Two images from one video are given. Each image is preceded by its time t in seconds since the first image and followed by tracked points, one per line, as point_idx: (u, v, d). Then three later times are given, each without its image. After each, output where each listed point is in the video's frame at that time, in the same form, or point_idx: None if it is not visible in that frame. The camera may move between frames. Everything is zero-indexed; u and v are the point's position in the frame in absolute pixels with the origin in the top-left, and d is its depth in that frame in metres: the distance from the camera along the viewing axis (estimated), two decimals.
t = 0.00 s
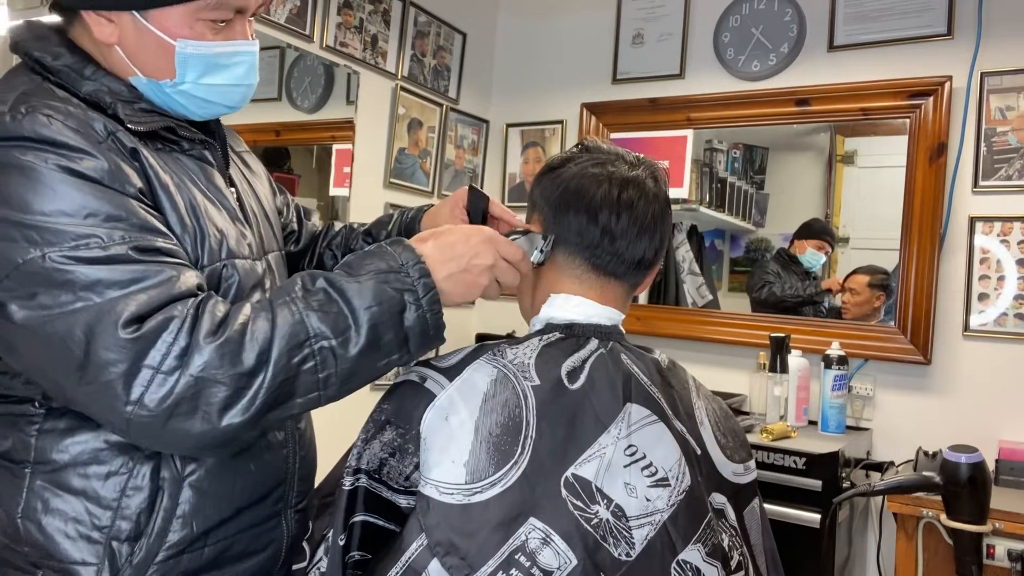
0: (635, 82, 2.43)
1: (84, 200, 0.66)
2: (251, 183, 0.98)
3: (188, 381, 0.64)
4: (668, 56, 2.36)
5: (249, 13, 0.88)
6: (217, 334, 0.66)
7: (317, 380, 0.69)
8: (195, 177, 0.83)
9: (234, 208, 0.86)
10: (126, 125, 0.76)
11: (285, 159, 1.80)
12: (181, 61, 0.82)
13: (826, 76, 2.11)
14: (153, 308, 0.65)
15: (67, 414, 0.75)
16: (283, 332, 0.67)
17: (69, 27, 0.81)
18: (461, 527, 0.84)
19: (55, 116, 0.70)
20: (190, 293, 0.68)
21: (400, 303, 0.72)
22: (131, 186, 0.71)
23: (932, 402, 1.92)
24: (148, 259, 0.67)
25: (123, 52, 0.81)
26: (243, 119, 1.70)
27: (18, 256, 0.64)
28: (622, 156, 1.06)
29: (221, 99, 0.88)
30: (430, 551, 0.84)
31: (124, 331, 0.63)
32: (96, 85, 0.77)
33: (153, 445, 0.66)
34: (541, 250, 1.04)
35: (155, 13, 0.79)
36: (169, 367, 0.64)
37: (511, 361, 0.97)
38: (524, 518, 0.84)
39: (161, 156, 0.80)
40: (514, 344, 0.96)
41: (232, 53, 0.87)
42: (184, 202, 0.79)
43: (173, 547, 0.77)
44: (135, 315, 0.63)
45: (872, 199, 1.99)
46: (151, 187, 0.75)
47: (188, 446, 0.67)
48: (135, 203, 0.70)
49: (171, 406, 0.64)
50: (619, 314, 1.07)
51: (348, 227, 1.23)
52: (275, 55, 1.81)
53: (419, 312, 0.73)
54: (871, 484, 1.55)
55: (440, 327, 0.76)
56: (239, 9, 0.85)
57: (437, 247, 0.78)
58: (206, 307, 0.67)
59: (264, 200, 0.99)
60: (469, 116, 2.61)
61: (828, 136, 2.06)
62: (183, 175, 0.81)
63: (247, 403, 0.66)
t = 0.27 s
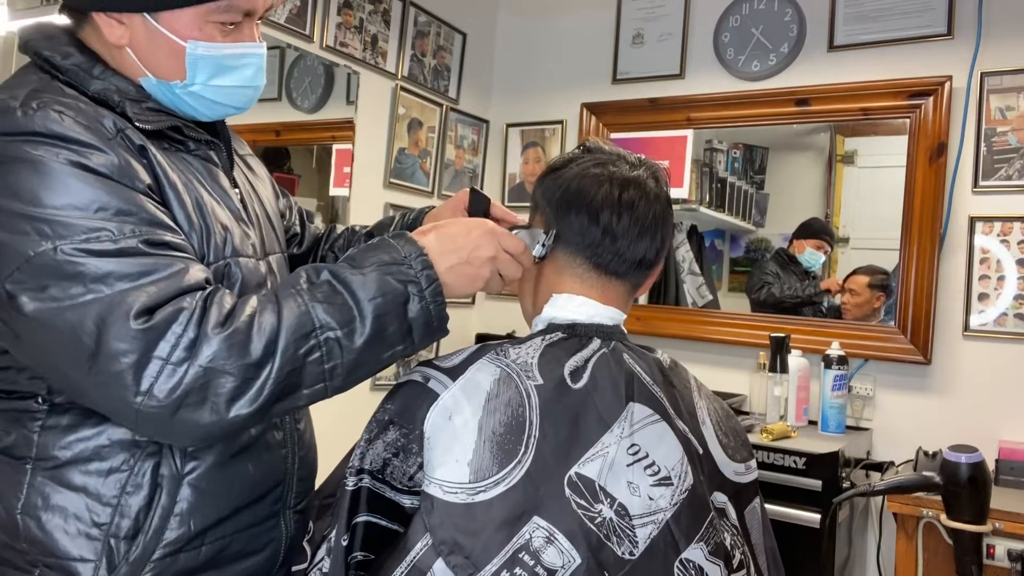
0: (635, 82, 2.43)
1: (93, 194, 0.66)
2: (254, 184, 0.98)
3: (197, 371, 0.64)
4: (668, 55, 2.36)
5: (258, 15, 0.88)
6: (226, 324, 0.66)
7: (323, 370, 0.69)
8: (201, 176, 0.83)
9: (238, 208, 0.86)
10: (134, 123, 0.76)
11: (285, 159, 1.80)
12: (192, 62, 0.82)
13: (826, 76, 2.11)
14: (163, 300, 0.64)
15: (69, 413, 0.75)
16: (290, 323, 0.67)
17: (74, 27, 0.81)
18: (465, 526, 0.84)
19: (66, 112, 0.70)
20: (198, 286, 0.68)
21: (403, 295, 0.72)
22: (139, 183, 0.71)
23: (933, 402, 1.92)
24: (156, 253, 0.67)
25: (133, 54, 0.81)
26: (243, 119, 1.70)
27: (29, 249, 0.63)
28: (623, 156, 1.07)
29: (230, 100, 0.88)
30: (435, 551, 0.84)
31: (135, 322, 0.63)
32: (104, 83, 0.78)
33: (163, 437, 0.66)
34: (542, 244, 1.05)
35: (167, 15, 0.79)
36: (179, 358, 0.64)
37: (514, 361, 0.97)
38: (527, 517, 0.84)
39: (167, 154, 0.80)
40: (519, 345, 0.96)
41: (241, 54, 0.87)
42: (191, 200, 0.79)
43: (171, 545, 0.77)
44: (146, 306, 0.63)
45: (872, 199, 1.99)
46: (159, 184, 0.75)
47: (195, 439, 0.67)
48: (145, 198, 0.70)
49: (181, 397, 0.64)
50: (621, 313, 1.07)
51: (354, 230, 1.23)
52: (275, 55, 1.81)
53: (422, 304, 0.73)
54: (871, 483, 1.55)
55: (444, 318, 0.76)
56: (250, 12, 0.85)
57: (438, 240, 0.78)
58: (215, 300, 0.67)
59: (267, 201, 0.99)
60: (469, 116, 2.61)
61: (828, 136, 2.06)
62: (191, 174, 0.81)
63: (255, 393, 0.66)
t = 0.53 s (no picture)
0: (635, 82, 2.43)
1: (98, 191, 0.66)
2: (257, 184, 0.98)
3: (202, 365, 0.64)
4: (668, 55, 2.36)
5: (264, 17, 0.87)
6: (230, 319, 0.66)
7: (324, 363, 0.69)
8: (204, 176, 0.83)
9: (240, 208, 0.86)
10: (138, 122, 0.76)
11: (285, 159, 1.80)
12: (197, 64, 0.82)
13: (825, 76, 2.11)
14: (167, 295, 0.64)
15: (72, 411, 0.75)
16: (291, 318, 0.67)
17: (80, 28, 0.82)
18: (466, 527, 0.84)
19: (72, 109, 0.70)
20: (201, 282, 0.68)
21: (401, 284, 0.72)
22: (143, 180, 0.71)
23: (932, 402, 1.92)
24: (161, 249, 0.67)
25: (139, 55, 0.81)
26: (243, 119, 1.70)
27: (34, 243, 0.63)
28: (622, 156, 1.07)
29: (235, 101, 0.88)
30: (435, 551, 0.84)
31: (140, 316, 0.62)
32: (109, 82, 0.78)
33: (167, 433, 0.66)
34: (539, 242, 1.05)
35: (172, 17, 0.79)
36: (183, 352, 0.64)
37: (514, 361, 0.97)
38: (528, 518, 0.84)
39: (171, 153, 0.80)
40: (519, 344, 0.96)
41: (246, 56, 0.86)
42: (195, 199, 0.79)
43: (172, 545, 0.77)
44: (151, 300, 0.63)
45: (872, 199, 1.99)
46: (163, 182, 0.75)
47: (198, 435, 0.66)
48: (149, 196, 0.70)
49: (185, 390, 0.64)
50: (621, 313, 1.07)
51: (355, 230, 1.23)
52: (276, 55, 1.81)
53: (420, 295, 0.74)
54: (871, 483, 1.55)
55: (440, 309, 0.76)
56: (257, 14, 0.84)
57: (433, 233, 0.78)
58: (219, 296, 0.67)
59: (269, 201, 0.99)
60: (469, 116, 2.61)
61: (828, 136, 2.06)
62: (194, 174, 0.81)
63: (258, 387, 0.66)
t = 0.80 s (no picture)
0: (635, 82, 2.43)
1: (103, 188, 0.66)
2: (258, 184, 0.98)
3: (211, 356, 0.64)
4: (668, 55, 2.36)
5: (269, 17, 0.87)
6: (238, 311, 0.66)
7: (333, 353, 0.69)
8: (206, 175, 0.83)
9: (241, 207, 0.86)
10: (143, 120, 0.76)
11: (285, 159, 1.80)
12: (204, 65, 0.82)
13: (825, 76, 2.11)
14: (176, 288, 0.64)
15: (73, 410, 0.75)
16: (299, 309, 0.67)
17: (83, 27, 0.82)
18: (466, 526, 0.84)
19: (77, 106, 0.70)
20: (208, 275, 0.68)
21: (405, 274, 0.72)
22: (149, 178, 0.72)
23: (932, 402, 1.92)
24: (169, 244, 0.67)
25: (146, 57, 0.81)
26: (243, 119, 1.70)
27: (43, 240, 0.63)
28: (620, 157, 1.07)
29: (240, 102, 0.88)
30: (435, 551, 0.84)
31: (151, 308, 0.62)
32: (113, 82, 0.78)
33: (175, 426, 0.66)
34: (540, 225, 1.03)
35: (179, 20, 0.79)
36: (192, 345, 0.64)
37: (514, 361, 0.97)
38: (528, 517, 0.84)
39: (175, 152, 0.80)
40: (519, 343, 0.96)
41: (252, 57, 0.87)
42: (199, 198, 0.79)
43: (173, 544, 0.77)
44: (160, 294, 0.63)
45: (872, 199, 1.99)
46: (167, 181, 0.75)
47: (207, 428, 0.66)
48: (156, 192, 0.71)
49: (195, 382, 0.64)
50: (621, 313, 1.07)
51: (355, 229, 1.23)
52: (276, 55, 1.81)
53: (424, 285, 0.74)
54: (871, 483, 1.54)
55: (444, 299, 0.76)
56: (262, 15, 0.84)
57: (434, 221, 0.78)
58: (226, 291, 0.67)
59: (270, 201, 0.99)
60: (469, 116, 2.61)
61: (828, 136, 2.06)
62: (197, 173, 0.81)
63: (267, 378, 0.66)
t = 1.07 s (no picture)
0: (635, 82, 2.43)
1: (99, 192, 0.66)
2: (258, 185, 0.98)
3: (198, 376, 0.64)
4: (668, 55, 2.36)
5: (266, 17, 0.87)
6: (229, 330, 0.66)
7: (323, 378, 0.69)
8: (206, 177, 0.83)
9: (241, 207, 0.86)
10: (141, 123, 0.76)
11: (285, 159, 1.80)
12: (200, 64, 0.82)
13: (825, 76, 2.11)
14: (165, 304, 0.64)
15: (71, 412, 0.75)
16: (291, 332, 0.67)
17: (83, 27, 0.82)
18: (467, 526, 0.84)
19: (75, 109, 0.70)
20: (199, 288, 0.68)
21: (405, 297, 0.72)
22: (145, 182, 0.71)
23: (932, 402, 1.92)
24: (160, 255, 0.67)
25: (142, 56, 0.81)
26: (243, 119, 1.70)
27: (34, 246, 0.63)
28: (619, 156, 1.07)
29: (238, 101, 0.88)
30: (435, 551, 0.84)
31: (137, 326, 0.62)
32: (111, 82, 0.77)
33: (161, 440, 0.66)
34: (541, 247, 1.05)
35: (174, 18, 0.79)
36: (179, 362, 0.64)
37: (513, 361, 0.97)
38: (528, 517, 0.84)
39: (173, 154, 0.80)
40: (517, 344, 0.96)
41: (249, 56, 0.86)
42: (197, 201, 0.79)
43: (173, 544, 0.77)
44: (148, 310, 0.63)
45: (872, 199, 1.99)
46: (165, 184, 0.75)
47: (193, 442, 0.67)
48: (151, 198, 0.70)
49: (180, 401, 0.64)
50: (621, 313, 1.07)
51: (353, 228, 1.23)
52: (276, 55, 1.81)
53: (422, 314, 0.73)
54: (871, 483, 1.54)
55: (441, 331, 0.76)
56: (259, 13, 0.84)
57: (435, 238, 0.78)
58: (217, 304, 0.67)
59: (270, 201, 0.99)
60: (469, 116, 2.61)
61: (828, 136, 2.06)
62: (197, 175, 0.81)
63: (254, 400, 0.66)
